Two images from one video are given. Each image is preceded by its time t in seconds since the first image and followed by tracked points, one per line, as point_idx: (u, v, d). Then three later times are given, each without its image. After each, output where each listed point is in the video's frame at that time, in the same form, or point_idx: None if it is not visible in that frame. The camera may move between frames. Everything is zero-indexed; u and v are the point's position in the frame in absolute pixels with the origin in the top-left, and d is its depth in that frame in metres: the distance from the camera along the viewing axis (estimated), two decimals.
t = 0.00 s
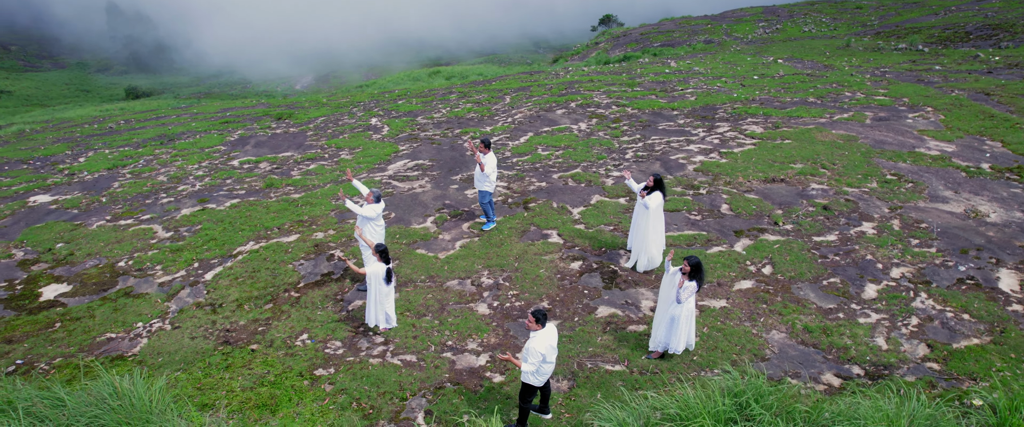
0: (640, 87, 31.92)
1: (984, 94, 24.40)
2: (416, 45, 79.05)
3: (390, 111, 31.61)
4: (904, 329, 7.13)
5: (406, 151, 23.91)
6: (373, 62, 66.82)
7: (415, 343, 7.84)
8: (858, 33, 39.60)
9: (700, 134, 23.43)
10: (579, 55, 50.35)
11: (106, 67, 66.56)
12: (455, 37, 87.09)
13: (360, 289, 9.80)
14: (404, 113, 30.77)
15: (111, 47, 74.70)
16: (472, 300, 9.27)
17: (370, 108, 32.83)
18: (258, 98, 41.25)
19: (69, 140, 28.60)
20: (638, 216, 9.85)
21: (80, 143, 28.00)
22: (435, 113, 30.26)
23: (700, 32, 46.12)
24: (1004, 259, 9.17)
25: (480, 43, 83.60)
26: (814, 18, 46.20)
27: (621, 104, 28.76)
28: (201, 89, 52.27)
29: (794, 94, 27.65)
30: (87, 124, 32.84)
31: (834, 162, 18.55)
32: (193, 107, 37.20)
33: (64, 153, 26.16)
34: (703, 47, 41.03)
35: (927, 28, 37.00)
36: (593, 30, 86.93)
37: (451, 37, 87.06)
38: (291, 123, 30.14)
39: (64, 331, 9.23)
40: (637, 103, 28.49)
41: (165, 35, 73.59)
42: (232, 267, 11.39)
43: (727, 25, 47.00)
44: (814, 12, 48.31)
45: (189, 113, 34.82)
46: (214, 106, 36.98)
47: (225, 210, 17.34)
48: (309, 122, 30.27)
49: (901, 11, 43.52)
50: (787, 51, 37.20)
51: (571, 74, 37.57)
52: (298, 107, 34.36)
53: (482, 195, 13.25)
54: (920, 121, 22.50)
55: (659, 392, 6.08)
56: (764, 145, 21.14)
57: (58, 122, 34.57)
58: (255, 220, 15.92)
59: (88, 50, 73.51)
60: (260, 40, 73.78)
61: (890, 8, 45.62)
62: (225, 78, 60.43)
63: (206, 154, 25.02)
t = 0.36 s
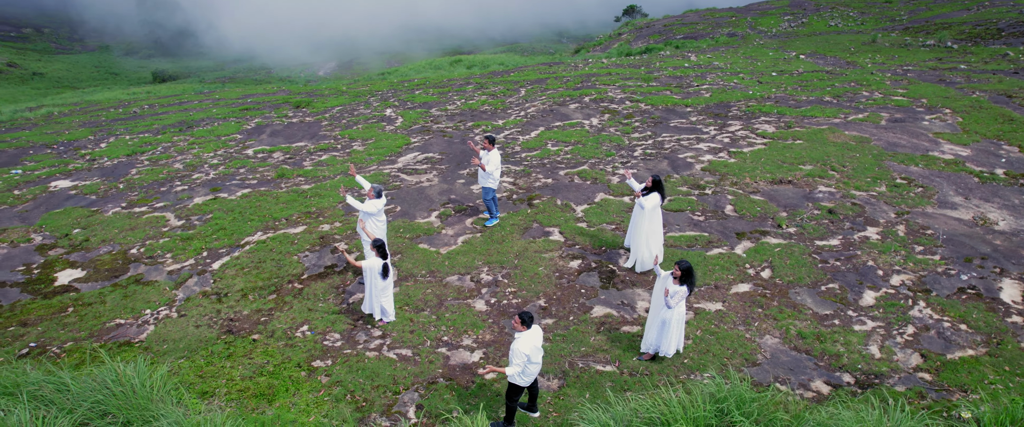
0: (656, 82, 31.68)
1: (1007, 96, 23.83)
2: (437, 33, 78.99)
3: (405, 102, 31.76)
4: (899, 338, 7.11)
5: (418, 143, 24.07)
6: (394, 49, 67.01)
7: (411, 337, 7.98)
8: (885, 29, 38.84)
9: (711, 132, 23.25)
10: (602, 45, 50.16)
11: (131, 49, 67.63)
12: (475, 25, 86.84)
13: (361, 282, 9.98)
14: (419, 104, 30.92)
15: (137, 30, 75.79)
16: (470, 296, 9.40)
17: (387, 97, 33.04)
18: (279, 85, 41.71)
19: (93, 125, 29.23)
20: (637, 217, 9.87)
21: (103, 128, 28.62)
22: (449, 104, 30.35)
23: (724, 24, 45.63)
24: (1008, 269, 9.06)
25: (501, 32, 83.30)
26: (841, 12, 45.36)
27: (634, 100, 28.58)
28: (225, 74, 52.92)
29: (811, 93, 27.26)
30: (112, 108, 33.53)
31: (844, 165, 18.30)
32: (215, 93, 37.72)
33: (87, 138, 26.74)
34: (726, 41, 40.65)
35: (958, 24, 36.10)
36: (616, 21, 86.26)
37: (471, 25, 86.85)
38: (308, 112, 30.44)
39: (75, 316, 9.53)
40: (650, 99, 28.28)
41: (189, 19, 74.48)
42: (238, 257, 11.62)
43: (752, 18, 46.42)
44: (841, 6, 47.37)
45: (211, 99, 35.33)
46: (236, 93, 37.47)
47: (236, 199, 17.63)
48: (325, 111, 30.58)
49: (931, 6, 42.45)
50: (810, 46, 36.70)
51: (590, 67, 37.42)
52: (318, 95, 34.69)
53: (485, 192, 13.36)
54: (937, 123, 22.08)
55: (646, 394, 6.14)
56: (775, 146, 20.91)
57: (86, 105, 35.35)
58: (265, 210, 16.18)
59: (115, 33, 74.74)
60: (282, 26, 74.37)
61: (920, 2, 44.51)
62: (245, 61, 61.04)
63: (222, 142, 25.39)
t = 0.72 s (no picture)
0: (677, 78, 31.36)
1: None
2: (462, 20, 78.86)
3: (425, 92, 31.92)
4: (898, 349, 7.08)
5: (435, 135, 24.23)
6: (419, 36, 67.23)
7: (412, 330, 8.15)
8: (920, 26, 37.84)
9: (727, 131, 22.99)
10: (631, 36, 49.81)
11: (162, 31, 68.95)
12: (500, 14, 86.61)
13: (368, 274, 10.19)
14: (438, 95, 31.06)
15: (168, 12, 77.20)
16: (473, 291, 9.53)
17: (409, 87, 33.27)
18: (306, 71, 42.23)
19: (124, 108, 29.96)
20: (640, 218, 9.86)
21: (132, 111, 29.36)
22: (469, 96, 30.44)
23: (754, 18, 44.92)
24: (1019, 282, 8.91)
25: (528, 20, 82.94)
26: (875, 7, 44.27)
27: (653, 96, 28.34)
28: (253, 58, 53.75)
29: (833, 93, 26.75)
30: (144, 91, 34.36)
31: (860, 168, 17.98)
32: (244, 77, 38.34)
33: (116, 122, 27.43)
34: (756, 35, 40.08)
35: (997, 22, 34.98)
36: (644, 12, 85.33)
37: (496, 14, 86.60)
38: (330, 100, 30.77)
39: (93, 298, 9.91)
40: (669, 96, 28.01)
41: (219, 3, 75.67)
42: (250, 245, 11.90)
43: (783, 13, 45.60)
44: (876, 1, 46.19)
45: (238, 83, 35.92)
46: (264, 78, 38.04)
47: (252, 188, 18.01)
48: (346, 99, 30.91)
49: (971, 3, 41.11)
50: (840, 42, 35.99)
51: (613, 60, 37.17)
52: (342, 83, 35.06)
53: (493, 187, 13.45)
54: (961, 127, 21.54)
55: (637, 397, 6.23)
56: (791, 147, 20.60)
57: (119, 87, 36.25)
58: (280, 199, 16.49)
59: (147, 15, 76.10)
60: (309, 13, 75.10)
61: None
62: (272, 46, 61.76)
63: (243, 129, 25.86)
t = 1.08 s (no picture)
0: (700, 75, 30.94)
1: None
2: (490, 8, 78.52)
3: (447, 83, 32.04)
4: (898, 361, 7.05)
5: (454, 127, 24.37)
6: (446, 24, 67.30)
7: (415, 323, 8.32)
8: (962, 24, 36.69)
9: (746, 132, 22.70)
10: (661, 29, 49.29)
11: (197, 14, 70.22)
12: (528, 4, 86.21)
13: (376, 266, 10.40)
14: (461, 87, 31.17)
15: None
16: (478, 287, 9.67)
17: (433, 77, 33.45)
18: (334, 57, 42.67)
19: (156, 91, 30.72)
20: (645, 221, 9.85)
21: (162, 95, 30.06)
22: (491, 89, 30.50)
23: (789, 13, 44.04)
24: None
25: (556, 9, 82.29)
26: (915, 3, 43.03)
27: (675, 93, 28.04)
28: (285, 43, 54.59)
29: (859, 95, 26.16)
30: (177, 74, 35.14)
31: (878, 174, 17.64)
32: (274, 62, 38.92)
33: (146, 105, 28.13)
34: (789, 31, 39.37)
35: None
36: (676, 5, 84.15)
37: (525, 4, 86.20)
38: (354, 89, 31.09)
39: (113, 280, 10.32)
40: (690, 93, 27.70)
41: None
42: (265, 233, 12.20)
43: (818, 8, 44.61)
44: None
45: (268, 69, 36.46)
46: (293, 63, 38.55)
47: (270, 176, 18.37)
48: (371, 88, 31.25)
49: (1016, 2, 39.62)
50: (874, 40, 35.15)
51: (640, 53, 36.84)
52: (369, 71, 35.38)
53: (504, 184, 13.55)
54: (987, 134, 20.95)
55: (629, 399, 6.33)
56: (810, 150, 20.24)
57: (155, 69, 37.12)
58: (296, 188, 16.81)
59: None
60: None
61: None
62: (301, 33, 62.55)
63: (267, 117, 26.31)
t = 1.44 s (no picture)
0: (725, 72, 30.49)
1: None
2: None
3: (469, 75, 32.12)
4: (898, 373, 7.02)
5: (473, 121, 24.49)
6: (474, 13, 67.21)
7: (419, 316, 8.50)
8: (1006, 24, 35.44)
9: (766, 133, 22.39)
10: (691, 23, 48.66)
11: None
12: None
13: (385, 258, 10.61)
14: (484, 78, 31.24)
15: None
16: (483, 282, 9.81)
17: (456, 68, 33.57)
18: (362, 44, 42.99)
19: (187, 75, 31.43)
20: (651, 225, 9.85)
21: (192, 79, 30.70)
22: (514, 81, 30.53)
23: (824, 10, 43.06)
24: None
25: None
26: (957, 2, 41.66)
27: (697, 91, 27.71)
28: (315, 29, 55.21)
29: (886, 98, 25.54)
30: (208, 58, 35.84)
31: (897, 181, 17.30)
32: (304, 48, 39.40)
33: (176, 90, 28.79)
34: (823, 28, 38.53)
35: None
36: None
37: None
38: (378, 78, 31.36)
39: (133, 263, 10.72)
40: (712, 92, 27.34)
41: None
42: (279, 222, 12.49)
43: (855, 5, 43.51)
44: None
45: (296, 55, 36.89)
46: (321, 49, 38.96)
47: (289, 164, 18.73)
48: (395, 78, 31.53)
49: None
50: (910, 40, 34.21)
51: (666, 48, 36.44)
52: (395, 59, 35.62)
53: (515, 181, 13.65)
54: (1015, 143, 20.33)
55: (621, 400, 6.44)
56: (829, 154, 19.89)
57: (187, 52, 37.87)
58: (313, 178, 17.12)
59: None
60: None
61: None
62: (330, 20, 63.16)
63: (290, 104, 26.74)
